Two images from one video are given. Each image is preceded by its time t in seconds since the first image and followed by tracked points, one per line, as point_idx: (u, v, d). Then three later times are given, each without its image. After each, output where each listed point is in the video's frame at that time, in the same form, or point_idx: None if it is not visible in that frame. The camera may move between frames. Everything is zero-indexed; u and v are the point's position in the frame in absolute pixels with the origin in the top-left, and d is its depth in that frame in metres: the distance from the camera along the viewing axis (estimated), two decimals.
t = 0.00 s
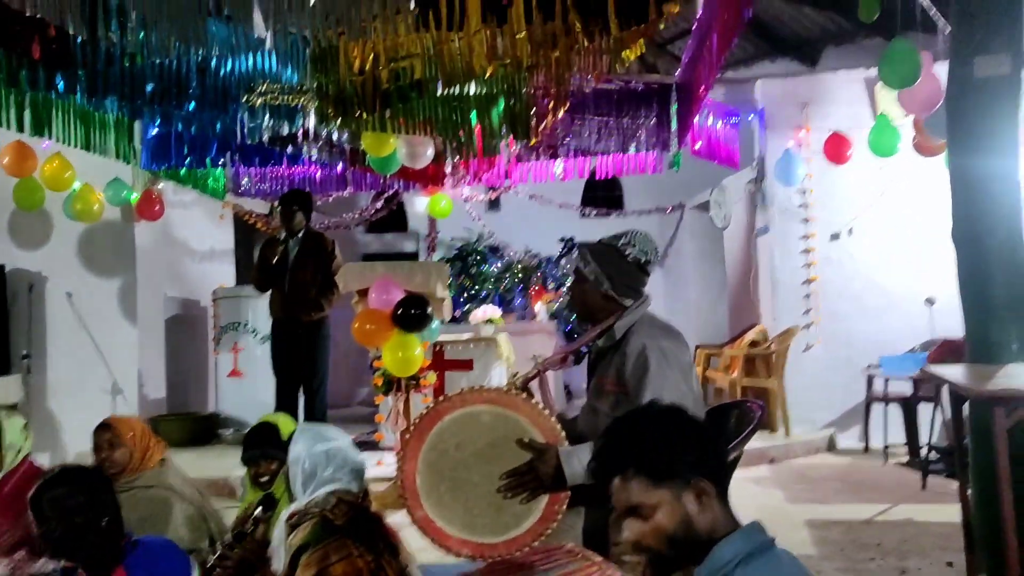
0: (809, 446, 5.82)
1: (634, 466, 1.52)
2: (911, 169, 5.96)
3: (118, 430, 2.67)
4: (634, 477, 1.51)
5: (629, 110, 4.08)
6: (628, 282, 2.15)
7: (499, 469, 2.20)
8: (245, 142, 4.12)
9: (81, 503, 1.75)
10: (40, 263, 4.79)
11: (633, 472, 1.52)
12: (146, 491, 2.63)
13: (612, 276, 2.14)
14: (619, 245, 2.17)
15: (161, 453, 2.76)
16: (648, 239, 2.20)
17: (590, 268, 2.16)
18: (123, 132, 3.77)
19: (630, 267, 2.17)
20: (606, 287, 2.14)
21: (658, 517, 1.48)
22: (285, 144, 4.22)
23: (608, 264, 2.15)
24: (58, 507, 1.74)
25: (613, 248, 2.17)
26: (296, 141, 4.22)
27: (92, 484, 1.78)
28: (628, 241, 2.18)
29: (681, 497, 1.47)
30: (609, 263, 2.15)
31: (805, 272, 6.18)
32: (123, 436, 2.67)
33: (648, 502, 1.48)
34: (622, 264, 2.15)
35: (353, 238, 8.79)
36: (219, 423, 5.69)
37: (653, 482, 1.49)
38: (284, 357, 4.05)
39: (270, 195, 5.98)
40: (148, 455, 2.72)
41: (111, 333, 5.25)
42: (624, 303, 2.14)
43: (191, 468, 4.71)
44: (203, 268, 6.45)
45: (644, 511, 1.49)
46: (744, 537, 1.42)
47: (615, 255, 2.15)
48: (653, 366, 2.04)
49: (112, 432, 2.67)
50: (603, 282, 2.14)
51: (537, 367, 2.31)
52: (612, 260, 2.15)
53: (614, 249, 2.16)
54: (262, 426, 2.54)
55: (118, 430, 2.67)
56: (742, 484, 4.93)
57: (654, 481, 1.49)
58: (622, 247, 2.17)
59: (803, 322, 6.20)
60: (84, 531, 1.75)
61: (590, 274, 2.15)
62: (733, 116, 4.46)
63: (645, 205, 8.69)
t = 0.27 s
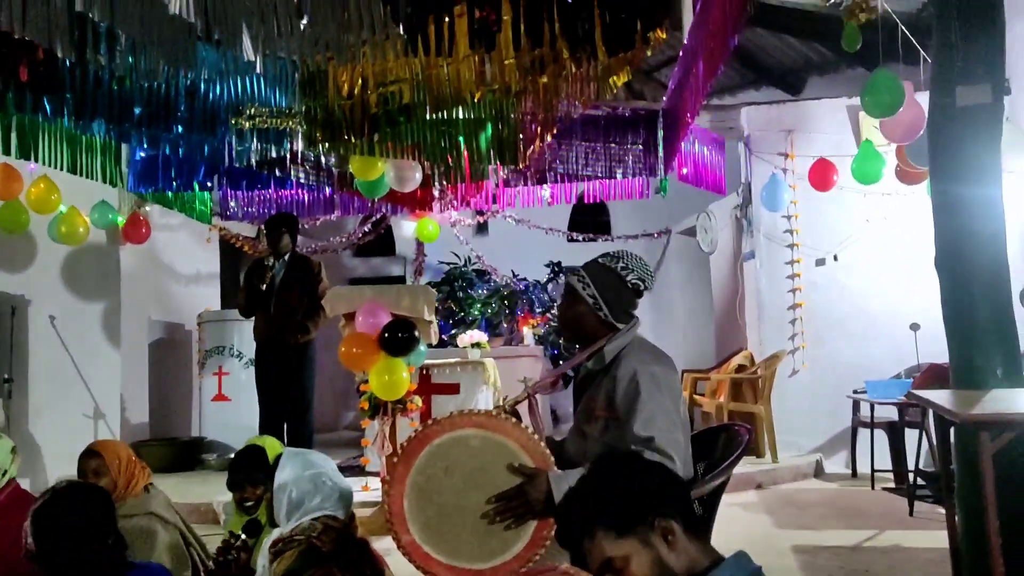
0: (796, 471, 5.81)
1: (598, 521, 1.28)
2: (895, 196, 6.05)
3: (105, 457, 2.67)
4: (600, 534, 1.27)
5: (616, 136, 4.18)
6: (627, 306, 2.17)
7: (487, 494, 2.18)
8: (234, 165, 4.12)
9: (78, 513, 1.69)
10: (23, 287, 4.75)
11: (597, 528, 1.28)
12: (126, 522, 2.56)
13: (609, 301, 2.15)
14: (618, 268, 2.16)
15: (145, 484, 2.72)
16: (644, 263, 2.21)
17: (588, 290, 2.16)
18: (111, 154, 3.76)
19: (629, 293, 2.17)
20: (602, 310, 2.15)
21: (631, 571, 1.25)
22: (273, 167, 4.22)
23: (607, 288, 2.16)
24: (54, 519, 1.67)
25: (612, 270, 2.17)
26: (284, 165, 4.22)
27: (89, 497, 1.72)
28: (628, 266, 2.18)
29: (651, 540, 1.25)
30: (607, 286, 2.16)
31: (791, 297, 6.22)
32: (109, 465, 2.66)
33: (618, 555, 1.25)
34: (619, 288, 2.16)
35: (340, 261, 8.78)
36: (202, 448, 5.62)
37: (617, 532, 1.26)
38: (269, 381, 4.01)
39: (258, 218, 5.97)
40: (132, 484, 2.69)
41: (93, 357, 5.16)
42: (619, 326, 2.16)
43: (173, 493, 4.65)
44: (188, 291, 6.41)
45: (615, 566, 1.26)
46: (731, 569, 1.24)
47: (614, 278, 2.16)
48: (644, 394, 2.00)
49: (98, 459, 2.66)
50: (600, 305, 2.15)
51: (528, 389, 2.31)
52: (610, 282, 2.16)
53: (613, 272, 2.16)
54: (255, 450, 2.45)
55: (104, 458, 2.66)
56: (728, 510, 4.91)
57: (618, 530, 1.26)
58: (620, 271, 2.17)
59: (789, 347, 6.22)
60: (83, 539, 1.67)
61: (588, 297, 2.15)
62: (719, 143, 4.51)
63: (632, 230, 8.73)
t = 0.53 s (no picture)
0: (789, 494, 5.79)
1: (601, 524, 1.28)
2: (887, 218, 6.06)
3: (106, 476, 2.68)
4: (599, 537, 1.27)
5: (609, 158, 4.14)
6: (621, 327, 2.18)
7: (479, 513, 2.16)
8: (227, 186, 4.13)
9: (97, 508, 1.89)
10: (13, 307, 4.73)
11: (598, 531, 1.28)
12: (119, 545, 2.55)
13: (606, 323, 2.16)
14: (613, 289, 2.17)
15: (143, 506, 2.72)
16: (637, 284, 2.23)
17: (585, 312, 2.15)
18: (104, 175, 3.76)
19: (623, 314, 2.18)
20: (597, 331, 2.15)
21: None
22: (266, 188, 4.22)
23: (602, 310, 2.16)
24: (77, 515, 1.88)
25: (606, 291, 2.17)
26: (278, 186, 4.23)
27: (110, 497, 1.94)
28: (621, 287, 2.19)
29: (651, 551, 1.24)
30: (602, 308, 2.16)
31: (783, 318, 6.25)
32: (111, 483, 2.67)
33: (616, 562, 1.25)
34: (614, 310, 2.16)
35: (333, 283, 8.77)
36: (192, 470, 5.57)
37: (618, 538, 1.26)
38: (261, 402, 3.98)
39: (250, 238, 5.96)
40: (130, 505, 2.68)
41: (83, 379, 5.11)
42: (615, 348, 2.16)
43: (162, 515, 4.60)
44: (180, 312, 6.38)
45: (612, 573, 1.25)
46: None
47: (609, 299, 2.16)
48: (638, 416, 1.99)
49: (101, 477, 2.68)
50: (597, 328, 2.15)
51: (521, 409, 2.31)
52: (605, 304, 2.17)
53: (607, 293, 2.17)
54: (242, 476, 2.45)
55: (107, 476, 2.69)
56: (721, 532, 4.88)
57: (619, 535, 1.26)
58: (616, 292, 2.17)
59: (781, 368, 6.23)
60: (102, 527, 1.86)
61: (585, 319, 2.14)
62: (711, 165, 4.54)
63: (625, 252, 8.77)
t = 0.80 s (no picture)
0: (787, 513, 5.76)
1: (606, 529, 1.27)
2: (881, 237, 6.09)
3: (118, 495, 2.63)
4: (603, 542, 1.26)
5: (604, 177, 4.18)
6: (612, 344, 2.18)
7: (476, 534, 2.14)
8: (223, 206, 4.13)
9: (104, 525, 1.70)
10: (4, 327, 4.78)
11: (602, 535, 1.27)
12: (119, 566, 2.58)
13: (597, 340, 2.17)
14: (599, 306, 2.20)
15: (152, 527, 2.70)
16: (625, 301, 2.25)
17: (573, 330, 2.17)
18: (100, 195, 3.76)
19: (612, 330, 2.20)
20: (587, 348, 2.15)
21: None
22: (262, 208, 4.21)
23: (591, 327, 2.18)
24: (84, 534, 1.69)
25: (594, 309, 2.19)
26: (273, 205, 4.23)
27: (118, 514, 1.74)
28: (608, 304, 2.21)
29: (655, 562, 1.24)
30: (591, 326, 2.18)
31: (778, 337, 6.26)
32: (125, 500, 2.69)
33: (618, 569, 1.24)
34: (603, 327, 2.18)
35: (328, 302, 8.77)
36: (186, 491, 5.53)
37: (625, 546, 1.25)
38: (255, 422, 3.96)
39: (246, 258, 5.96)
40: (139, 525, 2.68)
41: (77, 400, 5.06)
42: (607, 365, 2.16)
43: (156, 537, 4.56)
44: (175, 331, 6.36)
45: None
46: None
47: (596, 316, 2.18)
48: (631, 432, 1.97)
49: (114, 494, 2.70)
50: (586, 345, 2.16)
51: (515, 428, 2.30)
52: (594, 321, 2.18)
53: (594, 310, 2.19)
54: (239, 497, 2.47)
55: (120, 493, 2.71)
56: (719, 552, 4.85)
57: (624, 543, 1.25)
58: (603, 309, 2.20)
59: (777, 387, 6.23)
60: (111, 541, 1.67)
61: (573, 337, 2.16)
62: (706, 185, 4.57)
63: (620, 270, 8.79)
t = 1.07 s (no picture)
0: (786, 530, 5.73)
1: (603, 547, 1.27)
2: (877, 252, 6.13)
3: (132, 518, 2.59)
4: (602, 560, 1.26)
5: (601, 193, 4.19)
6: (606, 358, 2.18)
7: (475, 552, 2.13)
8: (221, 222, 4.14)
9: (110, 549, 1.69)
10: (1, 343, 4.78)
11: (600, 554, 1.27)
12: None
13: (590, 353, 2.17)
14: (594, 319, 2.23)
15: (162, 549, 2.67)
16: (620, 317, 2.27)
17: (565, 342, 2.19)
18: (98, 211, 3.76)
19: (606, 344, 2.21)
20: (580, 359, 2.16)
21: None
22: (260, 224, 4.20)
23: (584, 339, 2.19)
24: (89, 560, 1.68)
25: (589, 322, 2.22)
26: (271, 221, 4.23)
27: (126, 540, 1.73)
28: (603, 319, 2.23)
29: None
30: (585, 338, 2.19)
31: (776, 352, 6.24)
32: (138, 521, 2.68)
33: None
34: (598, 340, 2.19)
35: (326, 318, 8.76)
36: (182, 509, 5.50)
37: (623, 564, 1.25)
38: (252, 439, 3.94)
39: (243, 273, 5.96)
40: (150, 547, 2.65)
41: (72, 417, 5.02)
42: (602, 379, 2.15)
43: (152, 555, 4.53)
44: (173, 347, 6.35)
45: None
46: None
47: (590, 329, 2.20)
48: (626, 444, 1.95)
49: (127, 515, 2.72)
50: (578, 356, 2.17)
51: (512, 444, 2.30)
52: (587, 334, 2.20)
53: (588, 324, 2.21)
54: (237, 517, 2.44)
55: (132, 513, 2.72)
56: (718, 569, 4.82)
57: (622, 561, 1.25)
58: (597, 323, 2.22)
59: (775, 403, 6.21)
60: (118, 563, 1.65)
61: (566, 348, 2.18)
62: (703, 200, 4.58)
63: (618, 286, 8.79)
